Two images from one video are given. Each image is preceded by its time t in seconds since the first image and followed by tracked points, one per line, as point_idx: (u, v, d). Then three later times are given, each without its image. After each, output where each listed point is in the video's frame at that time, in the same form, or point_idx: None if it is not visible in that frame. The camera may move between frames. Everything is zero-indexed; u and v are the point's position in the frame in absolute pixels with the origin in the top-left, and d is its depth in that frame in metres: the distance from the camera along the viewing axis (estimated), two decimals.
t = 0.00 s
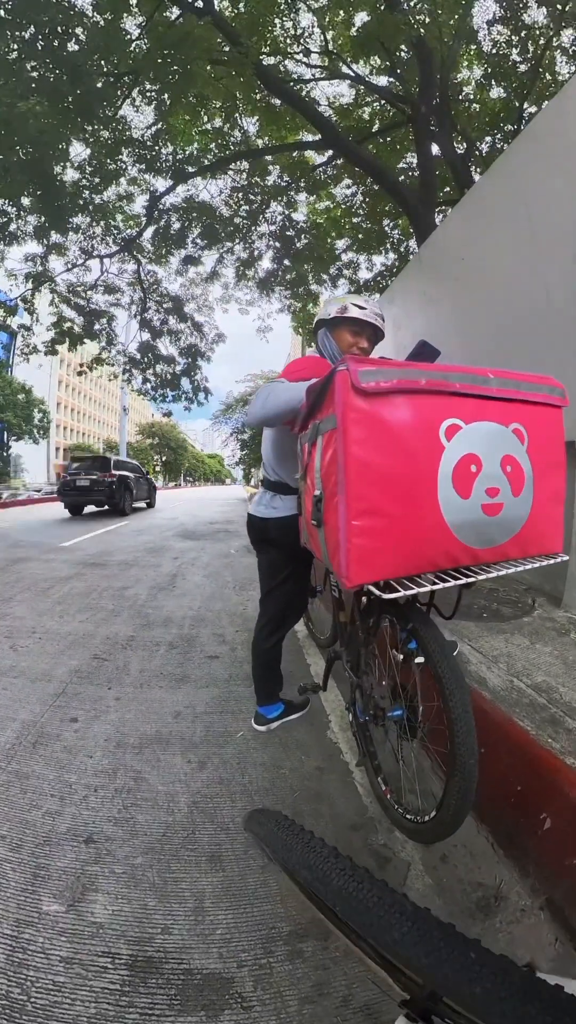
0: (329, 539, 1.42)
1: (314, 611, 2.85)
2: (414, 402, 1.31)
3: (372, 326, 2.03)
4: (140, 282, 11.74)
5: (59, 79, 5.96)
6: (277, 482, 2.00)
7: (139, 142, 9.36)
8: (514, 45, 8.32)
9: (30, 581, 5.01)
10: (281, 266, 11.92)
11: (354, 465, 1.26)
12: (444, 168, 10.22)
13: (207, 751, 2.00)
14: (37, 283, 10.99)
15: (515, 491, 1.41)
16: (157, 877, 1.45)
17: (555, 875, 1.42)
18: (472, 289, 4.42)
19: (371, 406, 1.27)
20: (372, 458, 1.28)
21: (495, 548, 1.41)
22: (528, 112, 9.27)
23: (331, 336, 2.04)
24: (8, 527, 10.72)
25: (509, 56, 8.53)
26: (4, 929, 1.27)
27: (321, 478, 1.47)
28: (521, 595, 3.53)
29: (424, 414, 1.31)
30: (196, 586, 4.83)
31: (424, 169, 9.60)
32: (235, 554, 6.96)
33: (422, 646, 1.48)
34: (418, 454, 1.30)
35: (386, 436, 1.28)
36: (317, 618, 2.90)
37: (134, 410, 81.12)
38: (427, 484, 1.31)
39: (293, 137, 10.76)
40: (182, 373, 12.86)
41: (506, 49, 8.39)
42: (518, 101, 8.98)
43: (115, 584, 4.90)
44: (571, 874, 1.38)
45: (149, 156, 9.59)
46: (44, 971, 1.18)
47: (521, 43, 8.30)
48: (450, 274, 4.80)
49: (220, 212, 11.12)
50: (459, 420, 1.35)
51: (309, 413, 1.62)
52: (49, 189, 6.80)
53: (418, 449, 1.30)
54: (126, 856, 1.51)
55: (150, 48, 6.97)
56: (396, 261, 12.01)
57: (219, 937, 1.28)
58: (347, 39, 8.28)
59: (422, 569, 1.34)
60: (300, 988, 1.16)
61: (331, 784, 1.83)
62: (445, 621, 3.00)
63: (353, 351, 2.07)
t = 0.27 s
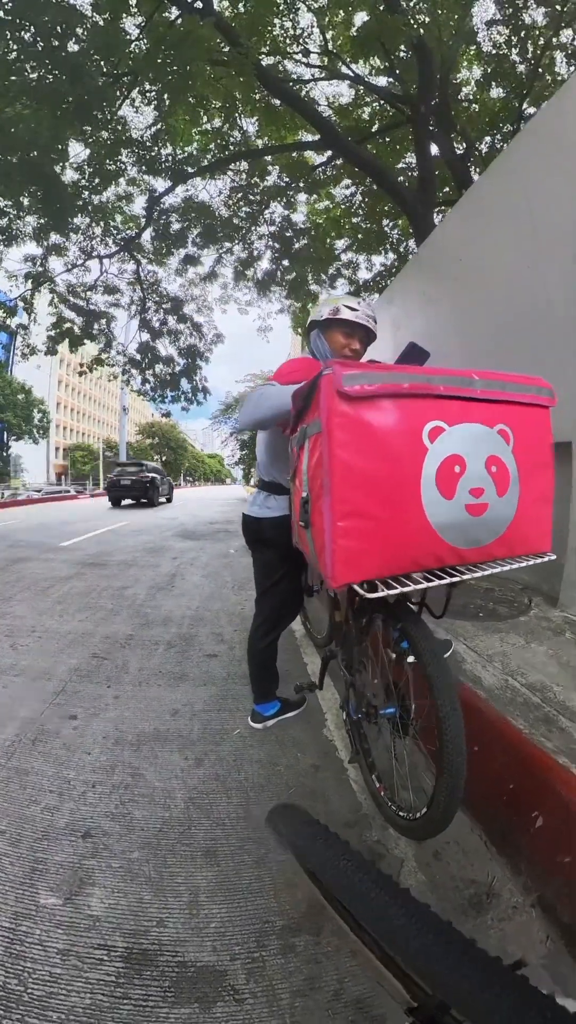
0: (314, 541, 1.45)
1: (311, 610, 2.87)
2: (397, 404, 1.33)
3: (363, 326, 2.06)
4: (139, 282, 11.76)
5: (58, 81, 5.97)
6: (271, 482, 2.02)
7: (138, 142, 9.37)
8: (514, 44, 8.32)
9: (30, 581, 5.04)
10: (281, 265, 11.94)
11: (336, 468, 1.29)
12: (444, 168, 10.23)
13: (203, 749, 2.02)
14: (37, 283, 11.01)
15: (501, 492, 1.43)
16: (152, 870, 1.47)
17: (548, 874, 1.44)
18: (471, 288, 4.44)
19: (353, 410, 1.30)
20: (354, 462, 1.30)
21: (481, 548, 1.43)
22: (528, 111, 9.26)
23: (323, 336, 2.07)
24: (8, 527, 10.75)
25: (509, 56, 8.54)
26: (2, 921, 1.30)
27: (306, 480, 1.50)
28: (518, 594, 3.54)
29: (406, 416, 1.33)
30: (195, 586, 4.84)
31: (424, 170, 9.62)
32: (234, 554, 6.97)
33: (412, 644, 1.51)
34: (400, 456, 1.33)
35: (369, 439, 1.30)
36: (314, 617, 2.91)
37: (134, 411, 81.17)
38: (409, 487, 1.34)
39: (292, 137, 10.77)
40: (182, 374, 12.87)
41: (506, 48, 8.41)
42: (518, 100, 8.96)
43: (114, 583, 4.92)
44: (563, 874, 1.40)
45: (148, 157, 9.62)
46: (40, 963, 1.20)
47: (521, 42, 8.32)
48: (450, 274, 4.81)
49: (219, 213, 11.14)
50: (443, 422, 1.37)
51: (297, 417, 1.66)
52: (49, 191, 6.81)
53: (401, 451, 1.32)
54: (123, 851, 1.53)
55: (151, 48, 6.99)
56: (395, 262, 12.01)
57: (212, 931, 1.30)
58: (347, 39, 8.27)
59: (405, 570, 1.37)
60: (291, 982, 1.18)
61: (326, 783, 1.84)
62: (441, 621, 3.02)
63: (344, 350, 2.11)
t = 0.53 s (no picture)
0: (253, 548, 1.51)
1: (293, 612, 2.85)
2: (330, 418, 1.38)
3: (325, 326, 2.12)
4: (136, 282, 11.81)
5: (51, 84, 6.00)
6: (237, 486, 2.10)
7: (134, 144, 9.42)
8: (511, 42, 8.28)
9: (24, 581, 5.11)
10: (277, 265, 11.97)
11: (267, 481, 1.35)
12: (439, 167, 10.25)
13: (178, 750, 2.07)
14: (34, 283, 11.07)
15: (442, 502, 1.47)
16: (117, 867, 1.53)
17: (507, 891, 1.47)
18: (459, 289, 4.45)
19: (286, 424, 1.35)
20: (286, 475, 1.35)
21: (422, 554, 1.47)
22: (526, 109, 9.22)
23: (288, 338, 2.15)
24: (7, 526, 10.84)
25: (507, 53, 8.50)
26: None
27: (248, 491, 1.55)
28: (501, 596, 3.57)
29: (341, 429, 1.38)
30: (186, 587, 4.89)
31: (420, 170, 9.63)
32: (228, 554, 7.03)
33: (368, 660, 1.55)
34: (334, 468, 1.37)
35: (302, 452, 1.35)
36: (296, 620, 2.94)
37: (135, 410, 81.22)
38: (344, 498, 1.38)
39: (289, 136, 10.77)
40: (179, 374, 12.92)
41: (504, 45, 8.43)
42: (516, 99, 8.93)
43: (107, 583, 4.98)
44: (522, 894, 1.43)
45: (143, 157, 9.65)
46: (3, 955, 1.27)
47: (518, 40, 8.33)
48: (440, 273, 4.82)
49: (216, 213, 11.16)
50: (381, 433, 1.41)
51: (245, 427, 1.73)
52: (44, 193, 6.85)
53: (333, 462, 1.37)
54: (91, 847, 1.59)
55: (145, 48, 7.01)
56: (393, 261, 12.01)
57: (170, 928, 1.36)
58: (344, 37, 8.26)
59: (342, 577, 1.42)
60: (242, 982, 1.23)
61: (295, 786, 1.89)
62: (422, 623, 3.05)
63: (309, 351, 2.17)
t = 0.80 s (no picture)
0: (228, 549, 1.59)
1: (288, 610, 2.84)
2: (295, 426, 1.45)
3: (306, 329, 2.20)
4: (135, 284, 11.87)
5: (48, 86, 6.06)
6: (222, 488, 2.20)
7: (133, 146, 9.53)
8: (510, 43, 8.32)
9: (24, 580, 5.17)
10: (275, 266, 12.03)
11: (237, 486, 1.44)
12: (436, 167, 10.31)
13: (171, 743, 2.13)
14: (34, 285, 11.14)
15: (407, 504, 1.53)
16: (110, 854, 1.59)
17: (487, 881, 1.47)
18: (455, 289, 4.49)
19: (253, 432, 1.43)
20: (254, 479, 1.44)
21: (387, 553, 1.54)
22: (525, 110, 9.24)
23: (271, 343, 2.24)
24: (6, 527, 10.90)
25: (506, 53, 8.52)
26: None
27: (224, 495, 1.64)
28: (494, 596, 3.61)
29: (306, 436, 1.46)
30: (183, 586, 4.95)
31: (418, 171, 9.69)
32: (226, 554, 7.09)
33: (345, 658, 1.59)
34: (299, 473, 1.45)
35: (268, 458, 1.44)
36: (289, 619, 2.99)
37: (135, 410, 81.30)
38: (309, 501, 1.46)
39: (288, 138, 10.82)
40: (178, 374, 12.98)
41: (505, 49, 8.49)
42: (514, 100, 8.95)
43: (105, 583, 5.04)
44: (500, 882, 1.43)
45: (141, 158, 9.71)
46: None
47: (517, 41, 8.36)
48: (436, 274, 4.86)
49: (214, 214, 11.22)
50: (345, 439, 1.48)
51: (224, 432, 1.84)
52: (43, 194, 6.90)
53: (298, 468, 1.45)
54: (86, 835, 1.65)
55: (144, 50, 7.04)
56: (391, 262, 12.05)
57: (159, 912, 1.42)
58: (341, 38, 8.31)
59: (309, 575, 1.48)
60: (226, 965, 1.28)
61: (283, 779, 1.94)
62: (414, 622, 3.09)
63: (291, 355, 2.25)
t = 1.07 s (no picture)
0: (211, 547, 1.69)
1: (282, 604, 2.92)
2: (268, 433, 1.54)
3: (293, 335, 2.28)
4: (135, 286, 11.95)
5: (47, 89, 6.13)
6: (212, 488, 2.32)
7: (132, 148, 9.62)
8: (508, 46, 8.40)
9: (25, 579, 5.25)
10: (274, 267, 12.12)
11: (216, 488, 1.53)
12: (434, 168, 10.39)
13: (167, 734, 2.22)
14: (34, 287, 11.23)
15: (378, 503, 1.62)
16: (108, 836, 1.67)
17: (467, 867, 1.53)
18: (449, 291, 4.56)
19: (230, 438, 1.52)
20: (231, 482, 1.53)
21: (359, 550, 1.63)
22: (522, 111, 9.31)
23: (261, 350, 2.33)
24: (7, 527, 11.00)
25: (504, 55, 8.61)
26: None
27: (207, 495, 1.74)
28: (486, 594, 3.68)
29: (281, 440, 1.54)
30: (182, 585, 5.04)
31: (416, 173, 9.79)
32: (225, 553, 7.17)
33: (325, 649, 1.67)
34: (274, 475, 1.54)
35: (245, 462, 1.53)
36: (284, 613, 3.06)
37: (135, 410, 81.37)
38: (284, 502, 1.55)
39: (287, 139, 10.89)
40: (178, 375, 13.06)
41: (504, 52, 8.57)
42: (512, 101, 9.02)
43: (105, 581, 5.12)
44: (478, 868, 1.49)
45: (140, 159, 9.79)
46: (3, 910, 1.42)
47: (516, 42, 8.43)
48: (430, 276, 4.92)
49: (213, 216, 11.30)
50: (316, 444, 1.57)
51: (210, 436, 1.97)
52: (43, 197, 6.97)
53: (271, 472, 1.54)
54: (85, 819, 1.74)
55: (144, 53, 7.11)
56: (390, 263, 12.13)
57: (153, 891, 1.50)
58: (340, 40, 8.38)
59: (284, 572, 1.58)
60: (215, 942, 1.37)
61: (275, 768, 2.02)
62: (405, 619, 3.17)
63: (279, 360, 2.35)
